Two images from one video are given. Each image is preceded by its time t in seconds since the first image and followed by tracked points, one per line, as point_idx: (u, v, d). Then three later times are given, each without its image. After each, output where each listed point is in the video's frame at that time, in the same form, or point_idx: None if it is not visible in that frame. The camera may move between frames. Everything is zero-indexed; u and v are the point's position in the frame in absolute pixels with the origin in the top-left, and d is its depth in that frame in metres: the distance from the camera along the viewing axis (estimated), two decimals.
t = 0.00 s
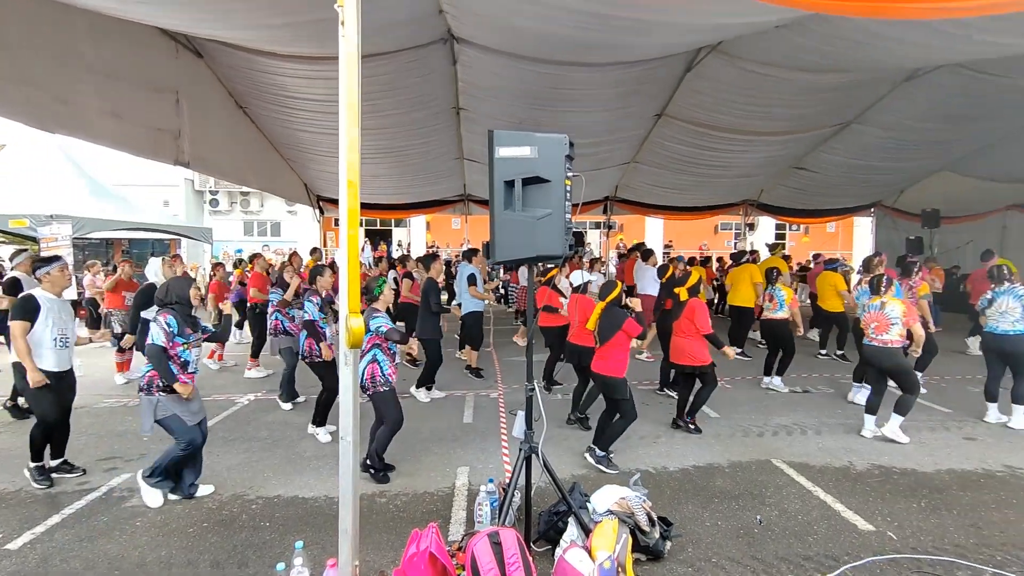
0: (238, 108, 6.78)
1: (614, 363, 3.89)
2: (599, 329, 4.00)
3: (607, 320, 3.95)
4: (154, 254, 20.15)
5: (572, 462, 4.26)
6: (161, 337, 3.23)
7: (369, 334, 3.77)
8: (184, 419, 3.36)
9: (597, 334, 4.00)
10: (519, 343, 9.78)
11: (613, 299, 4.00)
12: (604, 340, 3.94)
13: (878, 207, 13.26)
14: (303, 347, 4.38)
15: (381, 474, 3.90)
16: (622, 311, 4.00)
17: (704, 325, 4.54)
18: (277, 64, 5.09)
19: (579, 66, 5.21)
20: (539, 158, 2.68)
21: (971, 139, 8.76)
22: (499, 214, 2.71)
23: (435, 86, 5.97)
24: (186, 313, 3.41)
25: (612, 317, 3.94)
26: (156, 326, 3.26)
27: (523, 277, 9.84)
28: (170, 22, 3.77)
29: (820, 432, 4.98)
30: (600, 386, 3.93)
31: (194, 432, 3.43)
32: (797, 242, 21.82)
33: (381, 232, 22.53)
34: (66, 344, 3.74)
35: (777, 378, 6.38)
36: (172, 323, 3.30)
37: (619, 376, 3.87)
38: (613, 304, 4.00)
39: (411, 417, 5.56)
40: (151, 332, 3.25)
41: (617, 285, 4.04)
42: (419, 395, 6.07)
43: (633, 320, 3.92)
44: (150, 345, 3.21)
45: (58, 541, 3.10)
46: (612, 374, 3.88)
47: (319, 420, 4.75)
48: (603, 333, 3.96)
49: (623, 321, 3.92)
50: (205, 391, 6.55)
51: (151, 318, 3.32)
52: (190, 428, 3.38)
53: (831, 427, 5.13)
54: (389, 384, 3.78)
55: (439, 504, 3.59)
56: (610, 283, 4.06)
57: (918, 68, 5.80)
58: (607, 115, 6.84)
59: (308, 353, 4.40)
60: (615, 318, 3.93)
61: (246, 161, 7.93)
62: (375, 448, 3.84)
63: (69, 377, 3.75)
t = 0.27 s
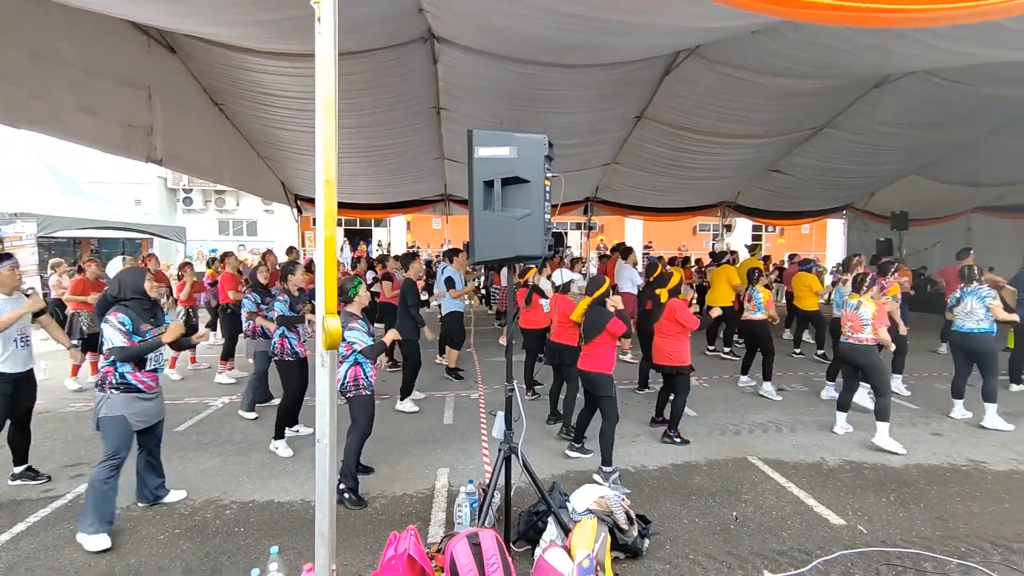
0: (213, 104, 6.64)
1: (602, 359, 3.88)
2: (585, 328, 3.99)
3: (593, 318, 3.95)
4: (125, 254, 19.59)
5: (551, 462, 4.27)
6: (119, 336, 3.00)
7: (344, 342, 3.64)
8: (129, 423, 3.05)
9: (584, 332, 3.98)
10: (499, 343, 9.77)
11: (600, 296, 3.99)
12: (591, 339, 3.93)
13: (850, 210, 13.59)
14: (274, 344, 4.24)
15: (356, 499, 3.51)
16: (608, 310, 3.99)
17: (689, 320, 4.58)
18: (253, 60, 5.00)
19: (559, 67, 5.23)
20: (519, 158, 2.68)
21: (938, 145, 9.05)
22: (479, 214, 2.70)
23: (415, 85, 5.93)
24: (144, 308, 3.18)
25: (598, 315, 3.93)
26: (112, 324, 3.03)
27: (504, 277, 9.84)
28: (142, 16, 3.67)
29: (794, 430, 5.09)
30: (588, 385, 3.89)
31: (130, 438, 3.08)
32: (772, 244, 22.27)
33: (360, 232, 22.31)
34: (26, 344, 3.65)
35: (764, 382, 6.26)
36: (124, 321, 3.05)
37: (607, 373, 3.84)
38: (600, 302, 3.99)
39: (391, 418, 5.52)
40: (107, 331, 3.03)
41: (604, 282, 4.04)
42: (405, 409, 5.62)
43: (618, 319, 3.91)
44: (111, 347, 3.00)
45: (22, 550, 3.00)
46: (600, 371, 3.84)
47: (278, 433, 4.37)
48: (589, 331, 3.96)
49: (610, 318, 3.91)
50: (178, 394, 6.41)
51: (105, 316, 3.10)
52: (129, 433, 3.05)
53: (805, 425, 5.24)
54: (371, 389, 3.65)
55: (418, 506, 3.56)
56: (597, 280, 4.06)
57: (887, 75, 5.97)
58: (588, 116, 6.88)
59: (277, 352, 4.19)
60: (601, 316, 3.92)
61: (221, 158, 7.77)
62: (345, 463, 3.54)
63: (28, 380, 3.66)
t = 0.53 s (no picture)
0: (183, 101, 6.47)
1: (591, 376, 3.66)
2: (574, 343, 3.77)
3: (585, 332, 3.73)
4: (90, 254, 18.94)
5: (529, 463, 4.28)
6: (42, 356, 2.76)
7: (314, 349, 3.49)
8: (65, 442, 2.85)
9: (574, 347, 3.75)
10: (478, 344, 9.76)
11: (590, 306, 3.78)
12: (582, 355, 3.71)
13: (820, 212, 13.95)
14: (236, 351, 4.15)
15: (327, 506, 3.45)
16: (598, 321, 3.78)
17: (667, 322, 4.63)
18: (225, 56, 4.89)
19: (536, 69, 5.25)
20: (495, 159, 2.68)
21: (902, 149, 9.36)
22: (455, 215, 2.69)
23: (392, 84, 5.88)
24: (77, 322, 2.93)
25: (589, 325, 3.74)
26: (37, 340, 2.78)
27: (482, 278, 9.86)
28: (108, 8, 3.56)
29: (766, 426, 5.20)
30: (580, 403, 3.69)
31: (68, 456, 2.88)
32: (746, 245, 22.72)
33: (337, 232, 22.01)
34: None
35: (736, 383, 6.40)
36: (53, 337, 2.80)
37: (597, 390, 3.63)
38: (590, 311, 3.79)
39: (368, 420, 5.46)
40: (31, 347, 2.78)
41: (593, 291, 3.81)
42: (385, 416, 5.53)
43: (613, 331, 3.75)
44: (33, 367, 2.76)
45: None
46: (593, 389, 3.64)
47: (245, 442, 4.26)
48: (580, 345, 3.72)
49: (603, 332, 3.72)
50: (146, 398, 6.22)
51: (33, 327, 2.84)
52: (66, 452, 2.86)
53: (777, 421, 5.36)
54: (342, 398, 3.54)
55: (395, 509, 3.53)
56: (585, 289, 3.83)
57: (854, 81, 6.15)
58: (565, 118, 6.92)
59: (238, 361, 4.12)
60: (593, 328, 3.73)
61: (191, 156, 7.58)
62: (315, 472, 3.45)
63: None
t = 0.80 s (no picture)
0: (157, 96, 6.32)
1: (574, 377, 3.68)
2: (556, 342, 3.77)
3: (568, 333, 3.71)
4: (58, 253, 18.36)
5: (511, 463, 4.27)
6: None
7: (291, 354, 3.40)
8: (23, 455, 2.71)
9: (557, 346, 3.75)
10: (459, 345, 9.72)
11: (571, 304, 3.76)
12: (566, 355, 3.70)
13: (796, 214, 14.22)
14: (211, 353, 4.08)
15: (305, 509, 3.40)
16: (580, 322, 3.76)
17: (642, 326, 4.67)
18: (201, 51, 4.80)
19: (517, 69, 5.26)
20: (475, 159, 2.67)
21: (875, 153, 9.60)
22: (435, 215, 2.68)
23: (373, 82, 5.83)
24: (28, 327, 2.78)
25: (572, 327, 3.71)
26: None
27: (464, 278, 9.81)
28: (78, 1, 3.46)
29: (744, 424, 5.29)
30: (563, 407, 3.67)
31: (32, 468, 2.76)
32: (725, 246, 23.08)
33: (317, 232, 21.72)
34: None
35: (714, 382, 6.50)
36: (1, 345, 2.66)
37: (581, 390, 3.65)
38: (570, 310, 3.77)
39: (348, 422, 5.40)
40: None
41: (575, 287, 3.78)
42: (366, 417, 5.48)
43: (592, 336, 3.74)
44: None
45: None
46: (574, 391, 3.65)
47: (221, 445, 4.17)
48: (563, 346, 3.71)
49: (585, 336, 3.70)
50: (117, 402, 6.05)
51: None
52: (28, 465, 2.73)
53: (754, 419, 5.45)
54: (318, 403, 3.46)
55: (374, 512, 3.49)
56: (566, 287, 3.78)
57: (828, 86, 6.29)
58: (547, 118, 6.94)
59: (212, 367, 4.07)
60: (577, 329, 3.72)
61: (165, 153, 7.40)
62: (294, 476, 3.40)
63: None
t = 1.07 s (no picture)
0: (130, 92, 6.16)
1: (554, 377, 3.69)
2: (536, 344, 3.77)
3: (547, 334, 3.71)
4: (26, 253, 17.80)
5: (493, 464, 4.27)
6: None
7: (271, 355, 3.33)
8: None
9: (534, 347, 3.75)
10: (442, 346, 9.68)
11: (550, 307, 3.74)
12: (545, 356, 3.71)
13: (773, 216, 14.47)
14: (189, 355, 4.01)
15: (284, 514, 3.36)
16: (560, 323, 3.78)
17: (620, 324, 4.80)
18: (177, 47, 4.70)
19: (499, 69, 5.26)
20: (456, 159, 2.67)
21: (849, 156, 9.83)
22: (415, 215, 2.65)
23: (354, 81, 5.77)
24: None
25: (550, 327, 3.74)
26: None
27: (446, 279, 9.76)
28: None
29: (723, 423, 5.36)
30: (545, 405, 3.70)
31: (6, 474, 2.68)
32: (705, 247, 23.38)
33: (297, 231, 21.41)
34: None
35: (694, 381, 6.59)
36: None
37: (560, 389, 3.66)
38: (549, 313, 3.76)
39: (328, 424, 5.34)
40: None
41: (554, 289, 3.78)
42: (347, 419, 5.43)
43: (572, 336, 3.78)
44: None
45: None
46: (556, 391, 3.67)
47: (196, 449, 4.08)
48: (540, 348, 3.72)
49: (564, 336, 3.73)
50: (88, 406, 5.89)
51: None
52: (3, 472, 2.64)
53: (732, 418, 5.53)
54: (295, 404, 3.43)
55: (354, 515, 3.45)
56: (546, 287, 3.79)
57: (804, 90, 6.42)
58: (529, 119, 6.95)
59: (191, 365, 3.99)
60: (556, 329, 3.73)
61: (139, 150, 7.23)
62: (271, 480, 3.34)
63: None
